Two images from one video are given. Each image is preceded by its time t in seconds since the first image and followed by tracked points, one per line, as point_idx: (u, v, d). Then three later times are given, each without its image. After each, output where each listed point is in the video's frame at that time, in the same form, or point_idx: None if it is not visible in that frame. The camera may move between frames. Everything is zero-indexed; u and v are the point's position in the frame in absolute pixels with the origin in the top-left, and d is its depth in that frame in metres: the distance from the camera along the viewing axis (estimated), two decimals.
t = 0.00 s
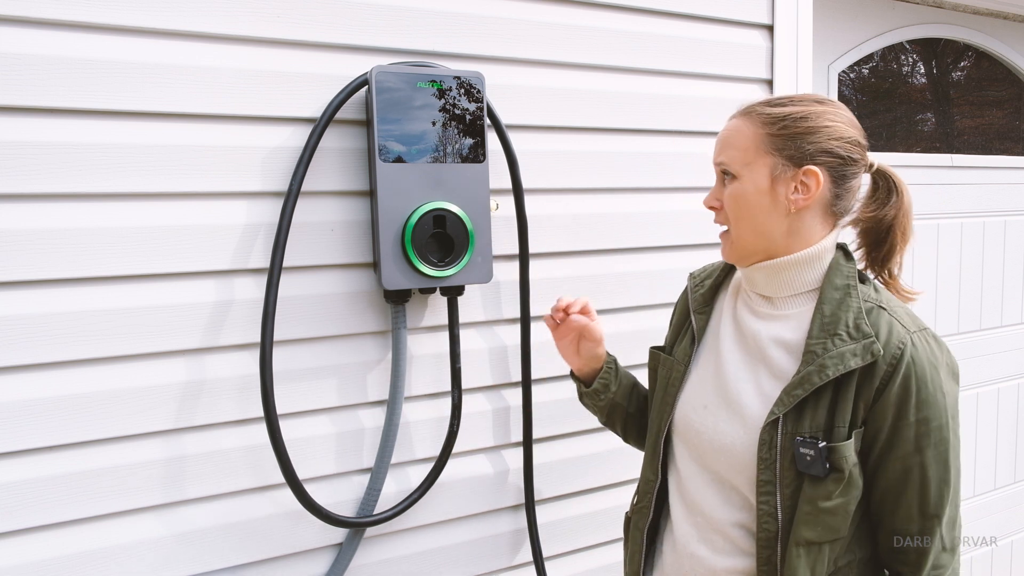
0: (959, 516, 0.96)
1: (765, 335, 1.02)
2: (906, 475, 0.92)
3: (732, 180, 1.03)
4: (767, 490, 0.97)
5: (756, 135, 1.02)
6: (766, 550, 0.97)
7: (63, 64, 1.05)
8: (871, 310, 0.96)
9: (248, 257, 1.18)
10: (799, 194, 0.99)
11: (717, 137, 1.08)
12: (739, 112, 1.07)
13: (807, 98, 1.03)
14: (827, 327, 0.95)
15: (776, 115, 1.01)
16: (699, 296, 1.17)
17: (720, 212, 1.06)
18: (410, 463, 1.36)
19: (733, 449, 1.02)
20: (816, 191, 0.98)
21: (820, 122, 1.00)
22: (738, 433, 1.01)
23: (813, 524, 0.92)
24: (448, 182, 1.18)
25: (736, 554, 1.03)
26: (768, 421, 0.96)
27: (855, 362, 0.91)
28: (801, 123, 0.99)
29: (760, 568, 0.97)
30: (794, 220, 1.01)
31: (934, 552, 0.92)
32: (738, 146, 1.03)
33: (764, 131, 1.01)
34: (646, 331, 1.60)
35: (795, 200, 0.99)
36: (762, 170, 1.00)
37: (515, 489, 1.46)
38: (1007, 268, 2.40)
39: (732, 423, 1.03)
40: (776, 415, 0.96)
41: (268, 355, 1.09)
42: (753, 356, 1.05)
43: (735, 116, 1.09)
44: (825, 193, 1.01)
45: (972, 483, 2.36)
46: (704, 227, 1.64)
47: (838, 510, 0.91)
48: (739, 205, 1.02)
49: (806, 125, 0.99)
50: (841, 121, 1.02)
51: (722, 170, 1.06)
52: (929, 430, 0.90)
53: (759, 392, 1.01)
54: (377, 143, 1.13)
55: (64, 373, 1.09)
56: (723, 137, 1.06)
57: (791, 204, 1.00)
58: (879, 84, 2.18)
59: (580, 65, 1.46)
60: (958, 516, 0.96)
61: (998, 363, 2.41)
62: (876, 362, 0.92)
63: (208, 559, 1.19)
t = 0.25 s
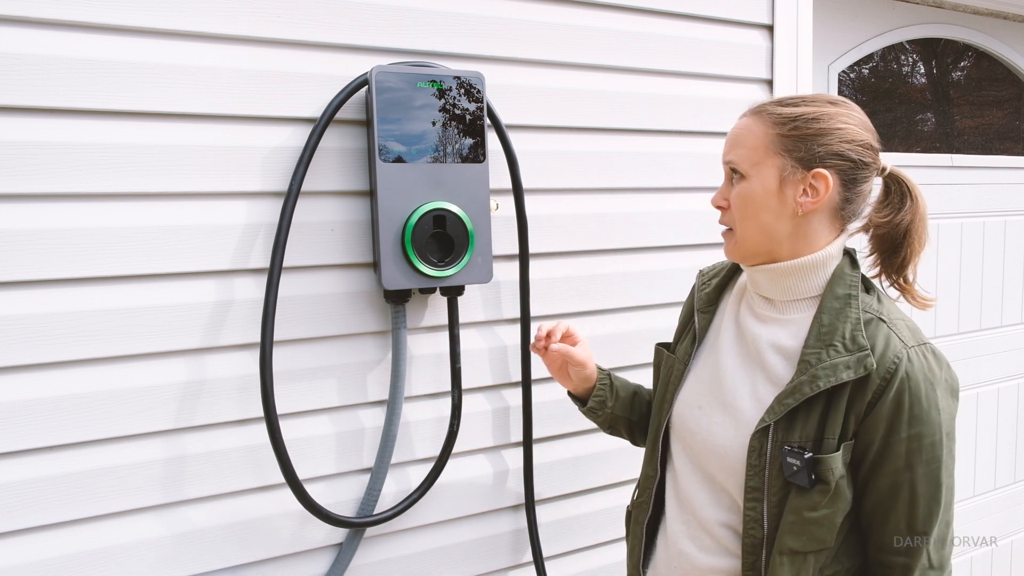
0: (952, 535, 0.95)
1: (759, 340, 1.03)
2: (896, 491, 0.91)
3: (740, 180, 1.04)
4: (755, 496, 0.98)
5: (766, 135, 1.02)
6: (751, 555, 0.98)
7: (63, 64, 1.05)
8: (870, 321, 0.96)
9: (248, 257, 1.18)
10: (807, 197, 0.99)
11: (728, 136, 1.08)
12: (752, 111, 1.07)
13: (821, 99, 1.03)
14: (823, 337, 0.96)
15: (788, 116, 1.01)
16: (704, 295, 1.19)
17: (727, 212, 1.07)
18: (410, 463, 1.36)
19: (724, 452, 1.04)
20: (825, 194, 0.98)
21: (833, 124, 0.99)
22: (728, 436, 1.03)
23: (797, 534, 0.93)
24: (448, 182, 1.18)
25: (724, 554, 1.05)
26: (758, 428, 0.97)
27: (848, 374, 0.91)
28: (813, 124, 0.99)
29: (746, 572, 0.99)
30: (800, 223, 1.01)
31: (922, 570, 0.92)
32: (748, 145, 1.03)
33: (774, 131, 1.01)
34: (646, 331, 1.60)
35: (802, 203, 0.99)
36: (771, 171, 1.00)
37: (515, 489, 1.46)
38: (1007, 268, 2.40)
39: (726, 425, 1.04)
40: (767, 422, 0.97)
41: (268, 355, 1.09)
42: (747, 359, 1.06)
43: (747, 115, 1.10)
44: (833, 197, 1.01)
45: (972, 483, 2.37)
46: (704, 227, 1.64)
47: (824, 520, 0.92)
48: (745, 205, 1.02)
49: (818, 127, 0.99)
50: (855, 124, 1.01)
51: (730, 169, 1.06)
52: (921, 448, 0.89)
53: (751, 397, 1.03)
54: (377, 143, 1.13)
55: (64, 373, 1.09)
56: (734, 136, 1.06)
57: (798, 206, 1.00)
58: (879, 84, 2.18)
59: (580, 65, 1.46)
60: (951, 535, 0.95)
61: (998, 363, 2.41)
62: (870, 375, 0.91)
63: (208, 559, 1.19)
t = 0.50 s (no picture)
0: (948, 534, 0.95)
1: (754, 341, 1.04)
2: (890, 490, 0.91)
3: (735, 178, 1.04)
4: (751, 497, 0.98)
5: (759, 133, 1.02)
6: (747, 556, 0.99)
7: (63, 64, 1.05)
8: (864, 321, 0.96)
9: (248, 257, 1.19)
10: (801, 194, 0.99)
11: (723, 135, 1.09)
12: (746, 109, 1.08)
13: (814, 97, 1.03)
14: (817, 337, 0.96)
15: (780, 113, 1.01)
16: (702, 296, 1.19)
17: (722, 209, 1.07)
18: (410, 463, 1.36)
19: (720, 451, 1.04)
20: (818, 190, 0.98)
21: (826, 120, 1.00)
22: (724, 436, 1.04)
23: (792, 534, 0.93)
24: (448, 182, 1.18)
25: (722, 555, 1.05)
26: (754, 428, 0.98)
27: (841, 373, 0.91)
28: (806, 120, 0.99)
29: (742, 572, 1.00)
30: (795, 220, 1.01)
31: (918, 570, 0.92)
32: (741, 144, 1.03)
33: (767, 128, 1.02)
34: (646, 331, 1.60)
35: (797, 199, 0.99)
36: (764, 168, 1.01)
37: (515, 489, 1.46)
38: (1006, 268, 2.41)
39: (722, 426, 1.04)
40: (762, 422, 0.97)
41: (268, 355, 1.09)
42: (742, 359, 1.07)
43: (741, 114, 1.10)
44: (828, 193, 1.01)
45: (972, 483, 2.37)
46: (704, 227, 1.64)
47: (819, 521, 0.92)
48: (740, 203, 1.03)
49: (810, 124, 0.99)
50: (848, 121, 1.01)
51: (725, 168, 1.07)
52: (916, 447, 0.89)
53: (746, 397, 1.03)
54: (377, 143, 1.13)
55: (64, 373, 1.09)
56: (728, 135, 1.07)
57: (793, 203, 1.00)
58: (878, 84, 2.18)
59: (580, 65, 1.46)
60: (947, 534, 0.95)
61: (998, 363, 2.41)
62: (863, 374, 0.92)
63: (208, 559, 1.20)
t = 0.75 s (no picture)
0: (949, 532, 0.95)
1: (755, 339, 1.04)
2: (893, 488, 0.91)
3: (730, 184, 1.04)
4: (754, 496, 0.98)
5: (750, 137, 1.02)
6: (751, 555, 0.98)
7: (63, 64, 1.05)
8: (865, 319, 0.96)
9: (248, 257, 1.19)
10: (797, 194, 0.99)
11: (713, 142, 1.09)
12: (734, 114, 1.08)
13: (800, 97, 1.04)
14: (819, 335, 0.96)
15: (769, 117, 1.01)
16: (701, 296, 1.19)
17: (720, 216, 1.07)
18: (410, 463, 1.36)
19: (722, 450, 1.04)
20: (814, 189, 0.98)
21: (815, 120, 1.00)
22: (725, 435, 1.03)
23: (796, 532, 0.93)
24: (448, 183, 1.18)
25: (724, 554, 1.05)
26: (756, 427, 0.98)
27: (844, 371, 0.91)
28: (796, 122, 0.99)
29: (746, 572, 0.99)
30: (793, 221, 1.01)
31: (920, 567, 0.92)
32: (733, 149, 1.03)
33: (758, 132, 1.02)
34: (645, 331, 1.60)
35: (794, 200, 0.99)
36: (758, 171, 1.01)
37: (515, 489, 1.46)
38: (1007, 268, 2.41)
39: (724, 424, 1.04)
40: (764, 421, 0.97)
41: (268, 355, 1.09)
42: (743, 359, 1.07)
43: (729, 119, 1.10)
44: (824, 192, 1.01)
45: (972, 483, 2.37)
46: (704, 227, 1.64)
47: (823, 519, 0.92)
48: (737, 208, 1.03)
49: (799, 125, 0.99)
50: (836, 118, 1.02)
51: (718, 174, 1.07)
52: (918, 444, 0.89)
53: (748, 395, 1.03)
54: (377, 143, 1.13)
55: (64, 373, 1.09)
56: (718, 142, 1.07)
57: (790, 204, 1.00)
58: (878, 84, 2.18)
59: (580, 65, 1.46)
60: (948, 531, 0.95)
61: (998, 363, 2.41)
62: (866, 371, 0.92)
63: (208, 559, 1.20)
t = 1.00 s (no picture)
0: (951, 532, 0.95)
1: (757, 339, 1.04)
2: (895, 488, 0.91)
3: (727, 188, 1.04)
4: (757, 496, 0.98)
5: (744, 141, 1.02)
6: (754, 555, 0.98)
7: (63, 64, 1.05)
8: (868, 319, 0.96)
9: (248, 257, 1.18)
10: (795, 195, 0.99)
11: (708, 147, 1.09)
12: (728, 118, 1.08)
13: (792, 98, 1.03)
14: (822, 335, 0.96)
15: (762, 120, 1.01)
16: (702, 296, 1.19)
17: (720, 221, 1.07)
18: (410, 463, 1.36)
19: (724, 451, 1.03)
20: (812, 190, 0.98)
21: (808, 121, 1.00)
22: (728, 435, 1.03)
23: (800, 532, 0.93)
24: (448, 182, 1.18)
25: (725, 556, 1.04)
26: (759, 427, 0.97)
27: (848, 371, 0.91)
28: (790, 123, 0.99)
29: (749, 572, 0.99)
30: (793, 222, 1.01)
31: (924, 568, 0.91)
32: (728, 154, 1.03)
33: (752, 136, 1.02)
34: (645, 331, 1.60)
35: (792, 201, 0.99)
36: (755, 174, 1.01)
37: (515, 489, 1.46)
38: (1007, 268, 2.40)
39: (726, 425, 1.04)
40: (768, 422, 0.97)
41: (268, 355, 1.09)
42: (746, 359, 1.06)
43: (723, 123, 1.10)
44: (822, 191, 1.01)
45: (973, 483, 2.37)
46: (704, 227, 1.64)
47: (826, 519, 0.92)
48: (736, 212, 1.03)
49: (793, 126, 0.99)
50: (830, 117, 1.02)
51: (715, 179, 1.06)
52: (922, 444, 0.89)
53: (751, 396, 1.03)
54: (377, 143, 1.13)
55: (64, 373, 1.09)
56: (713, 147, 1.07)
57: (789, 206, 1.00)
58: (878, 84, 2.18)
59: (580, 65, 1.46)
60: (950, 532, 0.95)
61: (998, 363, 2.41)
62: (869, 371, 0.92)
63: (208, 559, 1.19)
